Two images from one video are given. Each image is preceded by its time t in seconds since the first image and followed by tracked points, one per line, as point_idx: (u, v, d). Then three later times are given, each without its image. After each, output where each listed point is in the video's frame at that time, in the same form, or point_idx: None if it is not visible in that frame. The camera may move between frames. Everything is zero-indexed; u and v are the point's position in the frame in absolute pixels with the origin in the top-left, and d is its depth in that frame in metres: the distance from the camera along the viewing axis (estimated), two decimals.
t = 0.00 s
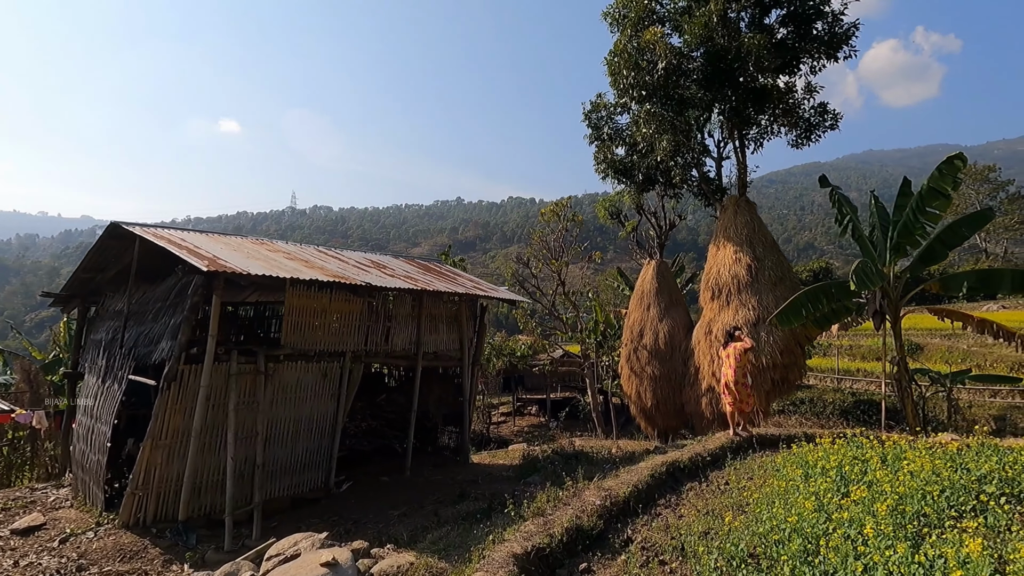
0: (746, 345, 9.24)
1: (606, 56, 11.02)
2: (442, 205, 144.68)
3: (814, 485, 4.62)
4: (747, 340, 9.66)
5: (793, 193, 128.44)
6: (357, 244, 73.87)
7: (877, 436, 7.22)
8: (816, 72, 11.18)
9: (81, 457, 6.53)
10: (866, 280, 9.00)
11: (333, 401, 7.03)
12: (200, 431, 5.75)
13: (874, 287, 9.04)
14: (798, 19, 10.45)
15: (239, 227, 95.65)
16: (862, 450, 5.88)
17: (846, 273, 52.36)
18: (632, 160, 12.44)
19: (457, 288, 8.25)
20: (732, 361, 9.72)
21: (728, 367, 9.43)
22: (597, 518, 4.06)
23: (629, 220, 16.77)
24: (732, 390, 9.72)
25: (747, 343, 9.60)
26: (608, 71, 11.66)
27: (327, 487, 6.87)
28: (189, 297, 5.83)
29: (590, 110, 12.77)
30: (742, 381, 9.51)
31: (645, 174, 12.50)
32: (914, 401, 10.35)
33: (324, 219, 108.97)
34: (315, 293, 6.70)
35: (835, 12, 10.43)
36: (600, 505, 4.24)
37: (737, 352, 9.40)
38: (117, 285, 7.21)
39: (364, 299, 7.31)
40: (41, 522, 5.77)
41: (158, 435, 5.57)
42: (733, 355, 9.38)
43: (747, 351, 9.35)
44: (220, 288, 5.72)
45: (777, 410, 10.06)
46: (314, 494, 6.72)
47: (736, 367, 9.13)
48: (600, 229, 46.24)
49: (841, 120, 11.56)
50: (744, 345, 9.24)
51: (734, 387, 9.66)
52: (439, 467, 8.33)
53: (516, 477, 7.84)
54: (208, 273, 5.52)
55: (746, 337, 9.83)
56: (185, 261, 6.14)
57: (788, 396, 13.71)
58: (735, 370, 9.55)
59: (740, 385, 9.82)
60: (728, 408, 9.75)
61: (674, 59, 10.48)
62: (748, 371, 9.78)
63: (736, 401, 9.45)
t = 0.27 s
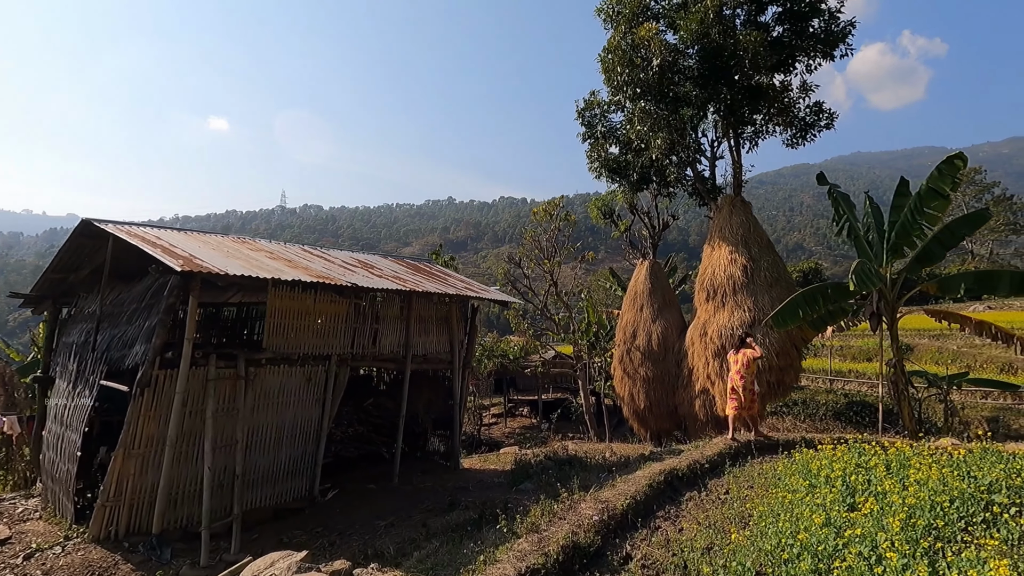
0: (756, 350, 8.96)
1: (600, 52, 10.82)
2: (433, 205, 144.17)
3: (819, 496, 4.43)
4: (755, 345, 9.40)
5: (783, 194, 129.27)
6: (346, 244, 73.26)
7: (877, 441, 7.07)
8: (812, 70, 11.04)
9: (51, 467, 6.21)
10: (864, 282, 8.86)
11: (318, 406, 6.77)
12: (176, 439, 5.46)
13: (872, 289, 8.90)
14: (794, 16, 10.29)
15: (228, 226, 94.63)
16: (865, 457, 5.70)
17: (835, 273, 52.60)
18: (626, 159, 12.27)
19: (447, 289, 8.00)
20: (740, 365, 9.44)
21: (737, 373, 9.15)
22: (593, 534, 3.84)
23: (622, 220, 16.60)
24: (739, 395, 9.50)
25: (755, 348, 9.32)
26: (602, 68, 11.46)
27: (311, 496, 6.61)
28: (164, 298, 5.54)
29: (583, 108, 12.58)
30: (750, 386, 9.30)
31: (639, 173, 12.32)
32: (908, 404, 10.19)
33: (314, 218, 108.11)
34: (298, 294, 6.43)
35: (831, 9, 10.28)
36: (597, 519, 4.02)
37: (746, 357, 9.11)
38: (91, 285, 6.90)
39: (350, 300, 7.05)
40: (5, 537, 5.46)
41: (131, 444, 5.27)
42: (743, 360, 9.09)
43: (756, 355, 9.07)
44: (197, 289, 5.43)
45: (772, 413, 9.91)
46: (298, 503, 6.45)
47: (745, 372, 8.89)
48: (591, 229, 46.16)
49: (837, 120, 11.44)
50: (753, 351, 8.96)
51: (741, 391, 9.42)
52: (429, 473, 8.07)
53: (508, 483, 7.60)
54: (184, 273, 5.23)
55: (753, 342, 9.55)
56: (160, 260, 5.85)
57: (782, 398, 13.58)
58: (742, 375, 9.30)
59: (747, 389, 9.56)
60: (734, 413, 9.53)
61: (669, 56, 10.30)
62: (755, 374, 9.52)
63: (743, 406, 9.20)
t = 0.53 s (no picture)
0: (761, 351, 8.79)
1: (590, 49, 10.66)
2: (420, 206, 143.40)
3: (821, 502, 4.27)
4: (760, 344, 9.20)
5: (767, 197, 130.69)
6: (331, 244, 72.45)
7: (871, 444, 6.96)
8: (802, 70, 10.98)
9: (11, 475, 5.85)
10: (856, 282, 8.77)
11: (298, 410, 6.49)
12: (145, 445, 5.16)
13: (864, 289, 8.81)
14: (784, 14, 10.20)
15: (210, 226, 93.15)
16: (861, 460, 5.57)
17: (818, 275, 53.15)
18: (615, 157, 12.15)
19: (433, 288, 7.76)
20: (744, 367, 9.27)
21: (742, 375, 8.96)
22: (588, 545, 3.64)
23: (610, 220, 16.46)
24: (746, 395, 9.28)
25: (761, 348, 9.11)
26: (592, 64, 11.30)
27: (290, 503, 6.33)
28: (132, 296, 5.23)
29: (572, 106, 12.42)
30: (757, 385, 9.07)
31: (630, 172, 12.20)
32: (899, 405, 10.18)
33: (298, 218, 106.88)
34: (277, 292, 6.15)
35: (822, 8, 10.22)
36: (592, 530, 3.81)
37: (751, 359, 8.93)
38: (57, 283, 6.54)
39: (332, 299, 6.78)
40: None
41: (95, 451, 4.96)
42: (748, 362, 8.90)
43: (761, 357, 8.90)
44: (168, 286, 5.14)
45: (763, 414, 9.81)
46: (277, 511, 6.16)
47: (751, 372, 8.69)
48: (578, 230, 46.11)
49: (826, 120, 11.39)
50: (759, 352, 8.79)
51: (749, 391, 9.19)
52: (414, 479, 7.81)
53: (496, 489, 7.37)
54: (153, 270, 4.94)
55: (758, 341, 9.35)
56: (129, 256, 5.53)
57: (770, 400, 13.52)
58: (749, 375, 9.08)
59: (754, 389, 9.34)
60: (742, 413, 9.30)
61: (659, 53, 10.17)
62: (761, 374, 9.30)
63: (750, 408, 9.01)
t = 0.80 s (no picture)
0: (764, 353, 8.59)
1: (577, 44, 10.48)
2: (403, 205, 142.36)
3: (820, 511, 4.13)
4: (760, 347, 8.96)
5: (747, 199, 132.29)
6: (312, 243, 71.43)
7: (861, 446, 6.88)
8: (789, 70, 10.93)
9: None
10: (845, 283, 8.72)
11: (274, 414, 6.18)
12: (106, 454, 4.82)
13: (852, 290, 8.76)
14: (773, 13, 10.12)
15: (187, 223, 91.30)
16: (855, 464, 5.46)
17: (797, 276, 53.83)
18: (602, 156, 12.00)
19: (417, 287, 7.49)
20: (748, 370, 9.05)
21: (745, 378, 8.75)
22: (581, 561, 3.42)
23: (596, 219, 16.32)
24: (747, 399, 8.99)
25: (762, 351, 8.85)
26: (579, 61, 11.13)
27: (265, 512, 6.02)
28: (94, 295, 4.89)
29: (559, 103, 12.25)
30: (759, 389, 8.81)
31: (617, 171, 12.09)
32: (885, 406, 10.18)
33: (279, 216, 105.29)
34: (252, 291, 5.84)
35: (810, 8, 10.16)
36: (585, 544, 3.61)
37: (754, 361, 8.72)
38: (14, 281, 6.14)
39: (311, 299, 6.49)
40: None
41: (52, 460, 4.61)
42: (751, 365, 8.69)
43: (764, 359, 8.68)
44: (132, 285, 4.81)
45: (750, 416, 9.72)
46: (250, 522, 5.85)
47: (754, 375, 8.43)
48: (562, 230, 46.03)
49: (813, 121, 11.37)
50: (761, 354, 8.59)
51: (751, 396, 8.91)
52: (395, 485, 7.54)
53: (481, 495, 7.14)
54: (116, 266, 4.61)
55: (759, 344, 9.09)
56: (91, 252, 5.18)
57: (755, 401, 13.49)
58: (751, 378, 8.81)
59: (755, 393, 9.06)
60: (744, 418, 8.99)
61: (648, 50, 10.03)
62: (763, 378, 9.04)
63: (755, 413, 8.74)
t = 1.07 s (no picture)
0: (773, 356, 8.25)
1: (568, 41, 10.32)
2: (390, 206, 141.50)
3: (824, 521, 3.98)
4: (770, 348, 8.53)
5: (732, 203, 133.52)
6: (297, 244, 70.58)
7: (855, 450, 6.78)
8: (780, 70, 10.87)
9: None
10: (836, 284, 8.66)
11: (252, 420, 5.90)
12: (70, 466, 4.51)
13: (843, 292, 8.69)
14: (765, 13, 10.05)
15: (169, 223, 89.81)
16: (854, 469, 5.33)
17: (781, 279, 54.34)
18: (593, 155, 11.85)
19: (404, 288, 7.25)
20: (759, 372, 8.70)
21: (754, 380, 8.42)
22: None
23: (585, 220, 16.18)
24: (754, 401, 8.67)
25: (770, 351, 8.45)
26: (570, 59, 10.97)
27: (243, 523, 5.75)
28: (58, 295, 4.59)
29: (549, 101, 12.08)
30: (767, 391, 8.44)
31: (608, 170, 11.94)
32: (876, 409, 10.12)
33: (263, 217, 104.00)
34: (231, 291, 5.56)
35: (802, 8, 10.10)
36: (582, 559, 3.41)
37: (763, 363, 8.38)
38: None
39: (293, 299, 6.22)
40: None
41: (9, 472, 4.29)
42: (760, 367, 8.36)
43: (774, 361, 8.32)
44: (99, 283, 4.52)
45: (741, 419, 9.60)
46: (227, 534, 5.57)
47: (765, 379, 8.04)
48: (549, 232, 45.97)
49: (804, 122, 11.32)
50: (770, 356, 8.25)
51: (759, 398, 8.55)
52: (380, 493, 7.28)
53: (470, 503, 6.92)
54: (81, 264, 4.31)
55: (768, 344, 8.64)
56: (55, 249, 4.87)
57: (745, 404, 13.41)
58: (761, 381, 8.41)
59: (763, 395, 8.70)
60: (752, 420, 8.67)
61: (640, 48, 9.89)
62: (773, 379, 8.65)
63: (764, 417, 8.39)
